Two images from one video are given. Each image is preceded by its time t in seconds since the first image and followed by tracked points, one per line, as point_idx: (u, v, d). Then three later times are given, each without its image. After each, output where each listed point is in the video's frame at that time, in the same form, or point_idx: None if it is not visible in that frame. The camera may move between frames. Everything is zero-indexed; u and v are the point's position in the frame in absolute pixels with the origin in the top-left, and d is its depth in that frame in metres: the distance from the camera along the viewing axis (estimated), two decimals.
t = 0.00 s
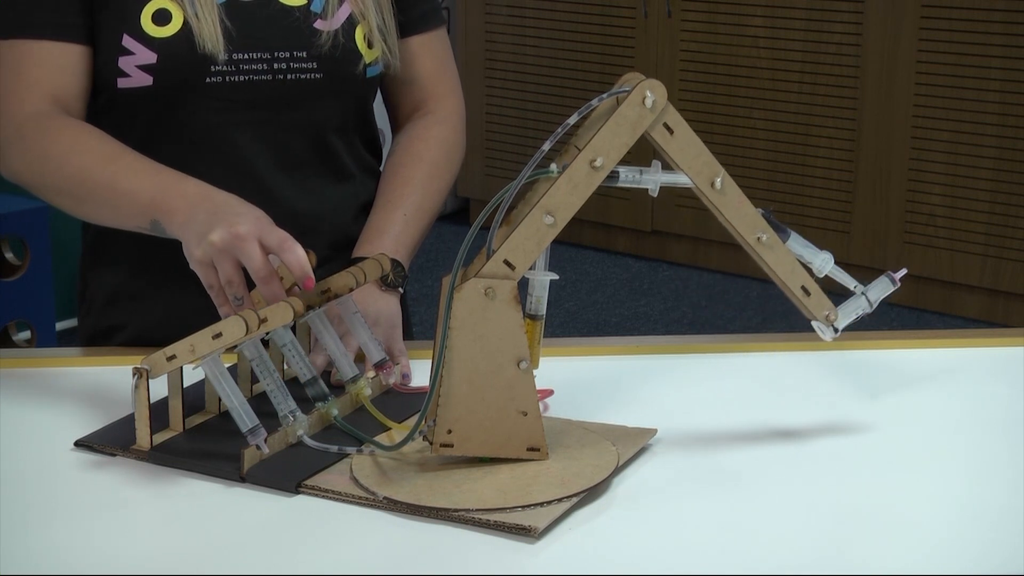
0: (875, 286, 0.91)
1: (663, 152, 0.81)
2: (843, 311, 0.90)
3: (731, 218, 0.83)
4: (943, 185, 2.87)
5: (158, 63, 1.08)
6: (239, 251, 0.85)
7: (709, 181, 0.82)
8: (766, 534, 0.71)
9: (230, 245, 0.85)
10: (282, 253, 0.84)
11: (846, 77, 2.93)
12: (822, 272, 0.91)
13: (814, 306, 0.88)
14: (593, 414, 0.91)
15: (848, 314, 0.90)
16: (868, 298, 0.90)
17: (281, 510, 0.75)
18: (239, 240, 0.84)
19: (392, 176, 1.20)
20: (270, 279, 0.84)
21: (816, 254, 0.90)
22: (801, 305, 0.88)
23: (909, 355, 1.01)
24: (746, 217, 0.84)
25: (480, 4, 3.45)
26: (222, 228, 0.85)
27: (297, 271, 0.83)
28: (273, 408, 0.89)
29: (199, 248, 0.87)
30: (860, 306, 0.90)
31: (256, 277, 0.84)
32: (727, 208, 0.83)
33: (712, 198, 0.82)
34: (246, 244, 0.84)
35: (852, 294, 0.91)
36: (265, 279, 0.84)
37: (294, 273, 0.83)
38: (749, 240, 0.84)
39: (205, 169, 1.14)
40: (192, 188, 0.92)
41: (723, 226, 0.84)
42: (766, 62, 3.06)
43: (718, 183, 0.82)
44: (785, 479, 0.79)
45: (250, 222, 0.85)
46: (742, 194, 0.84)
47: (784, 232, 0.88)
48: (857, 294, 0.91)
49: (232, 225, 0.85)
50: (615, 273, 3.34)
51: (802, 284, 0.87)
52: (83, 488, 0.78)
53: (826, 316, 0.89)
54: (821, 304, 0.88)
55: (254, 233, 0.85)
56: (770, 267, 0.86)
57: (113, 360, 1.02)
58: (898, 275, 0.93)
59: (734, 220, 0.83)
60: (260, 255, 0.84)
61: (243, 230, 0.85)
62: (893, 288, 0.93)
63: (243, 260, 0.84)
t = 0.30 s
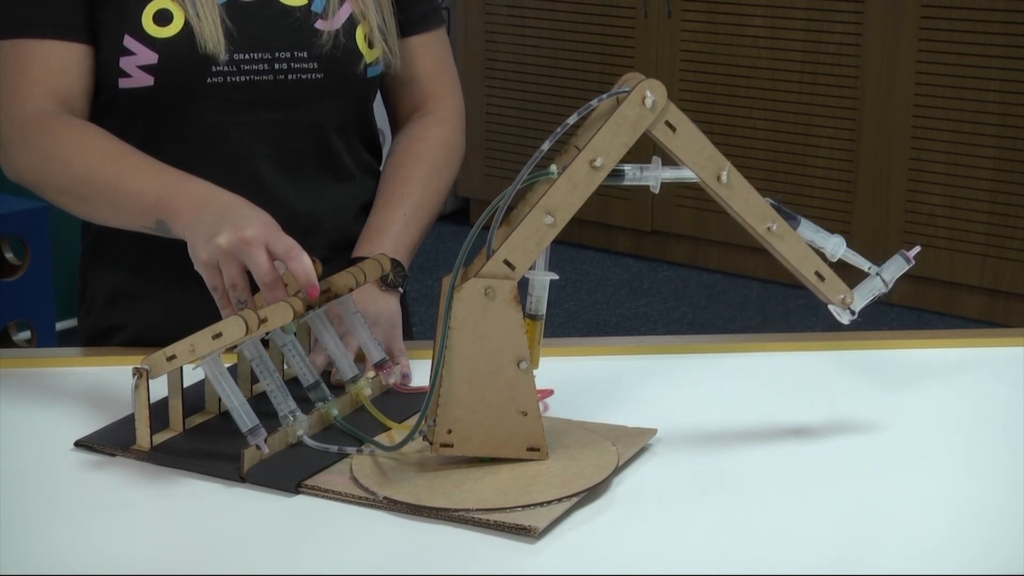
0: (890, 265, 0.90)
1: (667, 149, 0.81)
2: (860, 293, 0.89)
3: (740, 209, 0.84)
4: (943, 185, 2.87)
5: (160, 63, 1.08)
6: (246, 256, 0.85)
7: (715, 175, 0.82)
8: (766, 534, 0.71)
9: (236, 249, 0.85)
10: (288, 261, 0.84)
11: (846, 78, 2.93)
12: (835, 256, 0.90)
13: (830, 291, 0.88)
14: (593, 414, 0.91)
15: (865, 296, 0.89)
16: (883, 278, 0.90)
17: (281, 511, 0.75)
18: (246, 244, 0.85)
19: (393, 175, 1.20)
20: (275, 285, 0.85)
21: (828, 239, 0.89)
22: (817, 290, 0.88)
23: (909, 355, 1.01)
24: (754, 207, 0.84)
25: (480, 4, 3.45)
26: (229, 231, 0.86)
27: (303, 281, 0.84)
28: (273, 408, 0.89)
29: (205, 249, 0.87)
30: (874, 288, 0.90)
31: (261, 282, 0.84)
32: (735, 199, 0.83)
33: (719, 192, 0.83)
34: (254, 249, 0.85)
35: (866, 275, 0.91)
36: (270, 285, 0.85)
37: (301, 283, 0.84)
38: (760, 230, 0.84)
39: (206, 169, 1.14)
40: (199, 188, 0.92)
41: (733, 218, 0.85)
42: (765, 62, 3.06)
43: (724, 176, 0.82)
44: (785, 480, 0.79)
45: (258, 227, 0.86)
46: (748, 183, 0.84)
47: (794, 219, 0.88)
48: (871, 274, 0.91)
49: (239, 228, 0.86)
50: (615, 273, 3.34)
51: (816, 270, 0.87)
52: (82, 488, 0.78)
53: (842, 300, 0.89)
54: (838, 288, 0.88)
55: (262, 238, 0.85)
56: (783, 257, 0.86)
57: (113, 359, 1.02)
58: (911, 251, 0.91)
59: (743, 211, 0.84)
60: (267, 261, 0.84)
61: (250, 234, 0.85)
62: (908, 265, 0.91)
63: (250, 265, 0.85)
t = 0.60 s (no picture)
0: (901, 249, 0.88)
1: (671, 147, 0.81)
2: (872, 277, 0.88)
3: (747, 202, 0.84)
4: (943, 185, 2.87)
5: (161, 63, 1.08)
6: (252, 261, 0.86)
7: (720, 170, 0.82)
8: (766, 534, 0.71)
9: (244, 253, 0.86)
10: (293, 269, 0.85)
11: (846, 78, 2.93)
12: (845, 243, 0.90)
13: (841, 278, 0.87)
14: (593, 414, 0.91)
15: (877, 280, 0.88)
16: (894, 262, 0.88)
17: (281, 511, 0.75)
18: (253, 249, 0.86)
19: (392, 175, 1.20)
20: (279, 291, 0.86)
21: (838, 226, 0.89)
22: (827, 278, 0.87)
23: (908, 355, 1.01)
24: (761, 200, 0.84)
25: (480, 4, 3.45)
26: (237, 234, 0.86)
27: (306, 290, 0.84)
28: (273, 408, 0.89)
29: (210, 250, 0.87)
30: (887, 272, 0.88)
31: (266, 287, 0.85)
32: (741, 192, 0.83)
33: (725, 187, 0.82)
34: (262, 255, 0.85)
35: (878, 258, 0.89)
36: (274, 291, 0.85)
37: (303, 294, 0.84)
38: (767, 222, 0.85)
39: (206, 168, 1.14)
40: (203, 187, 0.92)
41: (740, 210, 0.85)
42: (765, 62, 3.06)
43: (729, 171, 0.82)
44: (784, 480, 0.79)
45: (266, 232, 0.86)
46: (754, 177, 0.84)
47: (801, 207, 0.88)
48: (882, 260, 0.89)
49: (246, 232, 0.86)
50: (615, 273, 3.34)
51: (827, 259, 0.87)
52: (83, 488, 0.78)
53: (854, 285, 0.89)
54: (850, 275, 0.88)
55: (269, 244, 0.86)
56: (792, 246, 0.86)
57: (113, 360, 1.02)
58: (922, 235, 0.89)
59: (749, 203, 0.84)
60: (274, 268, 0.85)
61: (258, 238, 0.86)
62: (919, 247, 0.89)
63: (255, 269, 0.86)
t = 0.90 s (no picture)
0: (911, 231, 0.89)
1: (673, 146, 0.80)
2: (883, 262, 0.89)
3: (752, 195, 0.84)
4: (943, 185, 2.87)
5: (162, 63, 1.08)
6: (257, 266, 0.86)
7: (725, 164, 0.82)
8: (765, 534, 0.71)
9: (248, 258, 0.86)
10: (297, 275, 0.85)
11: (846, 78, 2.93)
12: (853, 228, 0.90)
13: (852, 263, 0.88)
14: (593, 414, 0.91)
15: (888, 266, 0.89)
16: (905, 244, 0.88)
17: (281, 511, 0.75)
18: (258, 253, 0.85)
19: (392, 175, 1.20)
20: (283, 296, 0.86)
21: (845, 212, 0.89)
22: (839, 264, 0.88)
23: (907, 355, 1.01)
24: (767, 191, 0.84)
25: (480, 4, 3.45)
26: (243, 238, 0.86)
27: (309, 298, 0.84)
28: (273, 408, 0.89)
29: (216, 252, 0.87)
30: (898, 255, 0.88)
31: (270, 293, 0.85)
32: (746, 184, 0.83)
33: (730, 181, 0.82)
34: (267, 260, 0.85)
35: (888, 242, 0.89)
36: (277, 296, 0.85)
37: (308, 301, 0.84)
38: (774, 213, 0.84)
39: (207, 168, 1.14)
40: (208, 188, 0.92)
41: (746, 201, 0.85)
42: (765, 62, 3.06)
43: (734, 165, 0.82)
44: (783, 481, 0.79)
45: (271, 236, 0.86)
46: (759, 169, 0.83)
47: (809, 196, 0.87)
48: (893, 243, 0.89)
49: (253, 236, 0.86)
50: (615, 273, 3.34)
51: (836, 245, 0.87)
52: (83, 488, 0.78)
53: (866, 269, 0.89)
54: (861, 260, 0.88)
55: (275, 249, 0.86)
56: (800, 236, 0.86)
57: (113, 360, 1.02)
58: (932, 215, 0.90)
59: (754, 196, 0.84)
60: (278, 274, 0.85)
61: (263, 243, 0.85)
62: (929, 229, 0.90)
63: (260, 274, 0.86)
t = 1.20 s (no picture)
0: (920, 212, 0.89)
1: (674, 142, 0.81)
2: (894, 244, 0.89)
3: (758, 187, 0.83)
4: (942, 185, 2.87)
5: (162, 63, 1.08)
6: (262, 270, 0.86)
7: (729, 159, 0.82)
8: (764, 533, 0.71)
9: (254, 261, 0.86)
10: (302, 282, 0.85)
11: (846, 78, 2.93)
12: (863, 212, 0.89)
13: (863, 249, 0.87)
14: (593, 414, 0.91)
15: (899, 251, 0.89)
16: (915, 225, 0.88)
17: (281, 511, 0.75)
18: (264, 258, 0.85)
19: (392, 174, 1.20)
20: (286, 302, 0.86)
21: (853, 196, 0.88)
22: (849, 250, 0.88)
23: (907, 356, 1.01)
24: (772, 184, 0.84)
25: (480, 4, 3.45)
26: (249, 242, 0.86)
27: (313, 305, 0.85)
28: (273, 408, 0.89)
29: (220, 254, 0.87)
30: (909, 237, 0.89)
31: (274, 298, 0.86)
32: (752, 177, 0.83)
33: (735, 175, 0.82)
34: (273, 265, 0.85)
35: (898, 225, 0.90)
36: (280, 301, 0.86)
37: (310, 307, 0.85)
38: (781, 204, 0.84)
39: (207, 167, 1.14)
40: (211, 187, 0.92)
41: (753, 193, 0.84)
42: (765, 62, 3.05)
43: (739, 160, 0.82)
44: (782, 481, 0.79)
45: (277, 241, 0.86)
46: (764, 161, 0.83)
47: (815, 184, 0.87)
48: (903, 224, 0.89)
49: (259, 240, 0.86)
50: (615, 273, 3.34)
51: (846, 232, 0.86)
52: (83, 488, 0.78)
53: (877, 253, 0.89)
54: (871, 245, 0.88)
55: (280, 254, 0.86)
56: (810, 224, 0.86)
57: (113, 360, 1.02)
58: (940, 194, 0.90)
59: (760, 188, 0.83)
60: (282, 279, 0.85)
61: (269, 248, 0.86)
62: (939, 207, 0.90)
63: (264, 279, 0.86)
